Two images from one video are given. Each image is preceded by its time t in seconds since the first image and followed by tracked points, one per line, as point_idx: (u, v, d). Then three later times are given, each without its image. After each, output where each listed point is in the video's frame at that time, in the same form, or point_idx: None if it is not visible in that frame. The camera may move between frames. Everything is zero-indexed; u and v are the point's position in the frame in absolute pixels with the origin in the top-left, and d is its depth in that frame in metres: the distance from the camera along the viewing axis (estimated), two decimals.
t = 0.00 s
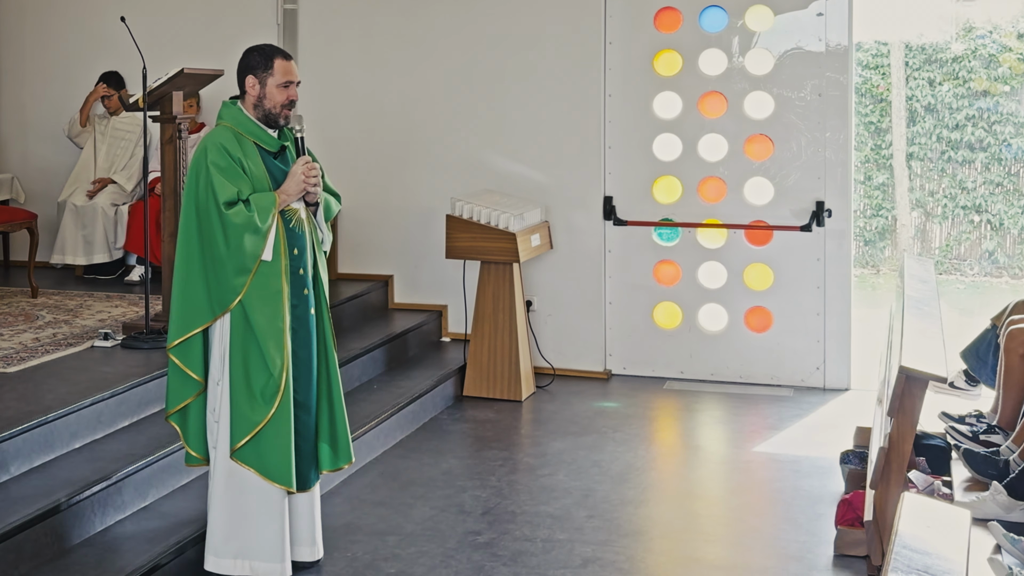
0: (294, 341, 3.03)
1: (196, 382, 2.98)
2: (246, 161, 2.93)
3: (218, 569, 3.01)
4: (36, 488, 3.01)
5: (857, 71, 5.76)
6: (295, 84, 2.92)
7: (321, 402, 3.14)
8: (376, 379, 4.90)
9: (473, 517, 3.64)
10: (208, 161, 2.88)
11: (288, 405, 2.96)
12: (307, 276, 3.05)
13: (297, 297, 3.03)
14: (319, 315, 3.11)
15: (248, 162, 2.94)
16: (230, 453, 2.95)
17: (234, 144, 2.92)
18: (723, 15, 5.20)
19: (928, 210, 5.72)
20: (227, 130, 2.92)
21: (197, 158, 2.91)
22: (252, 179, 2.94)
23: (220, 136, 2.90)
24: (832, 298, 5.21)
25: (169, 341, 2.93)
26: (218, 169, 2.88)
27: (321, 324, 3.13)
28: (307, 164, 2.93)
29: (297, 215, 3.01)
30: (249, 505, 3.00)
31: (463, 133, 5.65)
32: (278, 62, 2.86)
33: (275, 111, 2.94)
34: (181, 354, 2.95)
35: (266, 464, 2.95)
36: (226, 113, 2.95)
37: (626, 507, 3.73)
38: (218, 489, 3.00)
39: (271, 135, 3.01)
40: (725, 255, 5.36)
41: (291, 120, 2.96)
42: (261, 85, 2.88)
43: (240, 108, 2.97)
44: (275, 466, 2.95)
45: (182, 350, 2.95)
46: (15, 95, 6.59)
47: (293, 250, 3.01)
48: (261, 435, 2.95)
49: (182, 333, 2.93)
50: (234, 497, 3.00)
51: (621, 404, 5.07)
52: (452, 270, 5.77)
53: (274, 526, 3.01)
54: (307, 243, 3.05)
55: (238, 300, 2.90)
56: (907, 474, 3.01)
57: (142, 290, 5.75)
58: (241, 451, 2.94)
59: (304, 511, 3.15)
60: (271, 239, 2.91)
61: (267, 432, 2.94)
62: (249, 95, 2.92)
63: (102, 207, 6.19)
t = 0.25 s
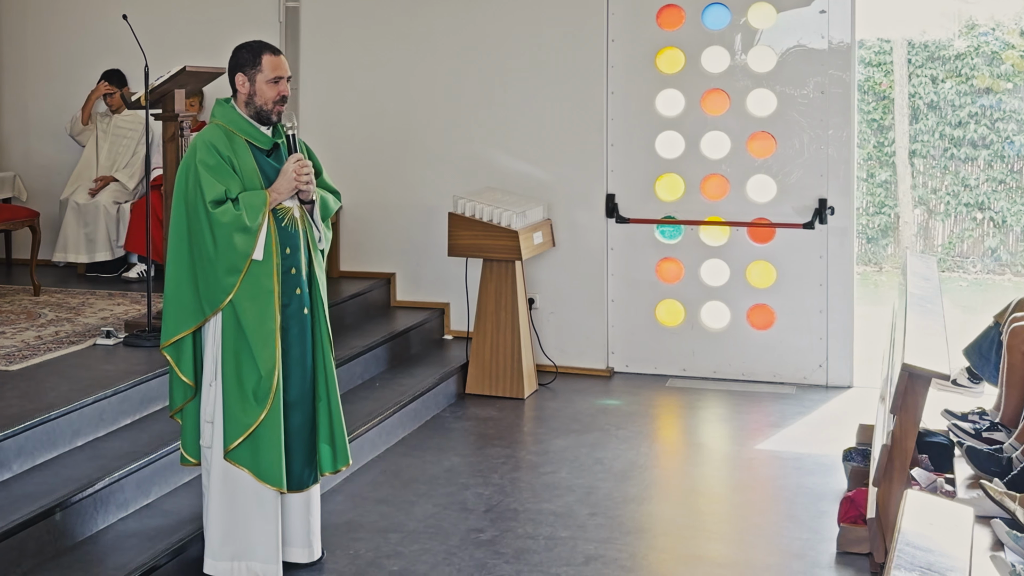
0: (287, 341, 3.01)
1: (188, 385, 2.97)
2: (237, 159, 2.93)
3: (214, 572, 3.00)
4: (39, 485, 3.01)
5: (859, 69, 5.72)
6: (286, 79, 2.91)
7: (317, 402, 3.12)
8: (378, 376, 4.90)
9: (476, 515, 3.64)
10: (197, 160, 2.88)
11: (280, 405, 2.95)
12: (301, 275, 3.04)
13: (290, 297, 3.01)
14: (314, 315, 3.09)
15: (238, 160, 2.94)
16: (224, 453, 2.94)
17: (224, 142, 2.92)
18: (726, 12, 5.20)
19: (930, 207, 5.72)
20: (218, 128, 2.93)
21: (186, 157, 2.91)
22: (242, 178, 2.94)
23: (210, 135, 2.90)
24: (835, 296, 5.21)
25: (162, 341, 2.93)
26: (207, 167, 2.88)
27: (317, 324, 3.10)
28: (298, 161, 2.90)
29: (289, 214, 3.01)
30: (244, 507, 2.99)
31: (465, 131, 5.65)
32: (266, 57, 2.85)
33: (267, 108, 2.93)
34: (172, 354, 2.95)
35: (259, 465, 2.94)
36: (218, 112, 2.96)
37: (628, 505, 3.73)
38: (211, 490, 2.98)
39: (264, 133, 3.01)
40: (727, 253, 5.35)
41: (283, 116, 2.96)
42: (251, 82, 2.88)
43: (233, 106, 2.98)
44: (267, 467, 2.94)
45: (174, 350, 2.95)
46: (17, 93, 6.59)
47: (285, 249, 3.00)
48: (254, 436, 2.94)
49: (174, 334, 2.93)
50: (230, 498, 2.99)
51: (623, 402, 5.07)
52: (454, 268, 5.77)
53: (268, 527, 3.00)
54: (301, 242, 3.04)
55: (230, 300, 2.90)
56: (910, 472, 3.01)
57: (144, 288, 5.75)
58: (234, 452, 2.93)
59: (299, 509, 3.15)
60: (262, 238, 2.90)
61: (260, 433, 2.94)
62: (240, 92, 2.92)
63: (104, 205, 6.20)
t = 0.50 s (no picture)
0: (281, 346, 2.97)
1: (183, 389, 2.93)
2: (229, 163, 2.89)
3: None
4: (41, 485, 3.01)
5: (863, 69, 5.80)
6: (278, 80, 2.83)
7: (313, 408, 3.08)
8: (381, 376, 4.90)
9: (478, 516, 3.64)
10: (187, 164, 2.83)
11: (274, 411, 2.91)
12: (295, 279, 3.00)
13: (284, 301, 2.98)
14: (309, 320, 3.05)
15: (229, 164, 2.89)
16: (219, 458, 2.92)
17: (215, 146, 2.87)
18: (729, 12, 5.19)
19: (933, 208, 5.71)
20: (209, 132, 2.87)
21: (177, 161, 2.86)
22: (234, 182, 2.89)
23: (200, 139, 2.85)
24: (837, 296, 5.21)
25: (152, 347, 2.87)
26: (197, 171, 2.83)
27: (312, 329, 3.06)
28: (291, 165, 2.84)
29: (283, 217, 2.97)
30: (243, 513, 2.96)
31: (468, 132, 5.65)
32: (256, 59, 2.77)
33: (259, 110, 2.86)
34: (165, 360, 2.90)
35: (254, 470, 2.91)
36: (211, 115, 2.91)
37: (631, 506, 3.73)
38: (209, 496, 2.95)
39: (258, 136, 2.95)
40: (730, 253, 5.35)
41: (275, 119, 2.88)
42: (242, 85, 2.81)
43: (226, 108, 2.92)
44: (263, 473, 2.91)
45: (165, 356, 2.90)
46: (19, 94, 6.60)
47: (278, 253, 2.95)
48: (249, 441, 2.91)
49: (166, 339, 2.88)
50: (228, 505, 2.96)
51: (626, 402, 5.06)
52: (457, 269, 5.77)
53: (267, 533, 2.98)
54: (294, 245, 3.00)
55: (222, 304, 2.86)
56: (914, 472, 3.00)
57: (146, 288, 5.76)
58: (229, 457, 2.90)
59: (297, 516, 3.09)
60: (254, 243, 2.86)
61: (255, 439, 2.90)
62: (231, 95, 2.85)
63: (107, 205, 6.21)
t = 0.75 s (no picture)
0: (274, 350, 2.88)
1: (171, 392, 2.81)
2: (220, 165, 2.81)
3: None
4: (44, 485, 3.01)
5: (866, 69, 5.80)
6: (270, 81, 2.73)
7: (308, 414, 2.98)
8: (383, 377, 4.91)
9: (481, 516, 3.64)
10: (176, 165, 2.76)
11: (264, 416, 2.83)
12: (289, 282, 2.90)
13: (277, 304, 2.87)
14: (304, 324, 2.94)
15: (220, 165, 2.81)
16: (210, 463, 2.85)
17: (204, 146, 2.78)
18: (731, 12, 5.19)
19: (937, 208, 5.70)
20: (200, 132, 2.79)
21: (167, 162, 2.80)
22: (225, 184, 2.81)
23: (189, 139, 2.78)
24: (840, 297, 5.20)
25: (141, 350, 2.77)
26: (186, 173, 2.76)
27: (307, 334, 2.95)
28: (281, 165, 2.74)
29: (275, 219, 2.87)
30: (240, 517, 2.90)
31: (470, 132, 5.65)
32: (246, 61, 2.67)
33: (250, 112, 2.77)
34: (154, 364, 2.80)
35: (244, 476, 2.84)
36: (204, 116, 2.84)
37: (634, 506, 3.73)
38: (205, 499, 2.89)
39: (252, 138, 2.86)
40: (733, 253, 5.35)
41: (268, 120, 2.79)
42: (232, 87, 2.72)
43: (219, 111, 2.84)
44: (252, 480, 2.84)
45: (154, 359, 2.79)
46: (22, 94, 6.61)
47: (271, 255, 2.86)
48: (239, 447, 2.84)
49: (155, 342, 2.78)
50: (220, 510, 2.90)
51: (629, 403, 5.06)
52: (459, 269, 5.77)
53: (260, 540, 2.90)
54: (287, 247, 2.90)
55: (211, 307, 2.79)
56: (916, 473, 3.00)
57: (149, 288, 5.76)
58: (218, 462, 2.84)
59: (291, 524, 2.98)
60: (244, 245, 2.78)
61: (245, 444, 2.83)
62: (222, 96, 2.75)
63: (109, 205, 6.21)
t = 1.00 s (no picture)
0: (271, 351, 2.87)
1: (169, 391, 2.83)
2: (217, 165, 2.80)
3: None
4: (45, 485, 3.02)
5: (868, 67, 5.79)
6: (268, 80, 2.72)
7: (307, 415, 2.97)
8: (385, 376, 4.91)
9: (483, 515, 3.64)
10: (173, 165, 2.76)
11: (258, 418, 2.82)
12: (287, 282, 2.89)
13: (276, 305, 2.87)
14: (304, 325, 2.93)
15: (218, 166, 2.80)
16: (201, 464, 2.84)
17: (202, 147, 2.78)
18: (733, 11, 5.18)
19: (938, 207, 5.71)
20: (198, 133, 2.79)
21: (166, 162, 2.80)
22: (222, 184, 2.81)
23: (187, 139, 2.78)
24: (842, 295, 5.20)
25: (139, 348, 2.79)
26: (182, 173, 2.76)
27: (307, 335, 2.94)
28: (278, 166, 2.73)
29: (273, 219, 2.87)
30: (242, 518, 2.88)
31: (472, 131, 5.65)
32: (244, 60, 2.66)
33: (249, 111, 2.76)
34: (152, 363, 2.81)
35: (236, 478, 2.82)
36: (204, 116, 2.84)
37: (635, 505, 3.73)
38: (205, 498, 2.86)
39: (251, 138, 2.85)
40: (735, 252, 5.34)
41: (267, 120, 2.77)
42: (230, 86, 2.71)
43: (219, 110, 2.84)
44: (245, 481, 2.82)
45: (152, 358, 2.81)
46: (24, 94, 6.61)
47: (268, 255, 2.86)
48: (232, 448, 2.83)
49: (152, 342, 2.79)
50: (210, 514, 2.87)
51: (631, 402, 5.06)
52: (461, 268, 5.77)
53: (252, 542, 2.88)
54: (285, 247, 2.89)
55: (207, 308, 2.78)
56: (918, 472, 3.00)
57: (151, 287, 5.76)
58: (210, 463, 2.82)
59: (288, 526, 2.99)
60: (240, 245, 2.77)
61: (238, 446, 2.82)
62: (220, 96, 2.74)
63: (111, 204, 6.21)
